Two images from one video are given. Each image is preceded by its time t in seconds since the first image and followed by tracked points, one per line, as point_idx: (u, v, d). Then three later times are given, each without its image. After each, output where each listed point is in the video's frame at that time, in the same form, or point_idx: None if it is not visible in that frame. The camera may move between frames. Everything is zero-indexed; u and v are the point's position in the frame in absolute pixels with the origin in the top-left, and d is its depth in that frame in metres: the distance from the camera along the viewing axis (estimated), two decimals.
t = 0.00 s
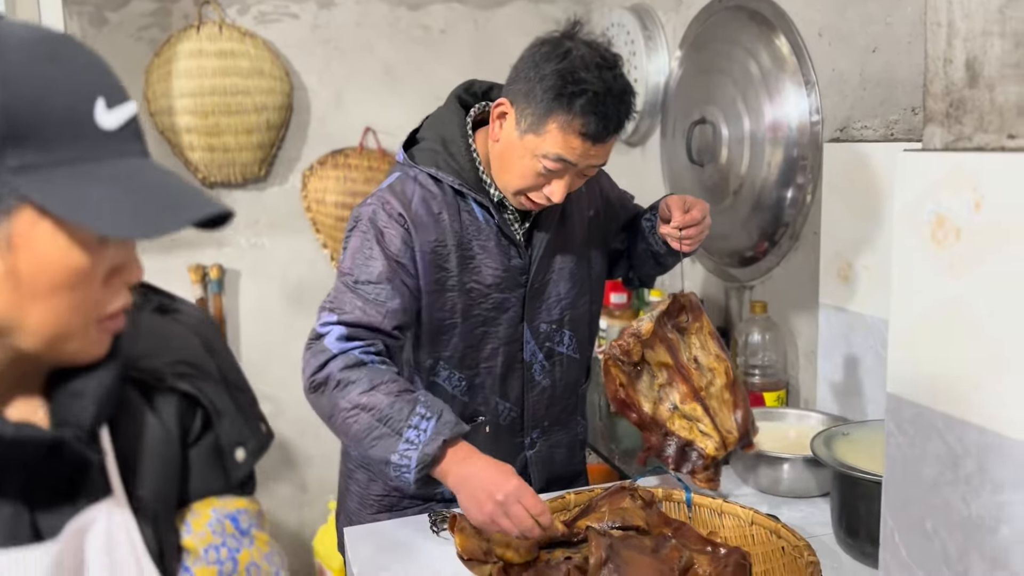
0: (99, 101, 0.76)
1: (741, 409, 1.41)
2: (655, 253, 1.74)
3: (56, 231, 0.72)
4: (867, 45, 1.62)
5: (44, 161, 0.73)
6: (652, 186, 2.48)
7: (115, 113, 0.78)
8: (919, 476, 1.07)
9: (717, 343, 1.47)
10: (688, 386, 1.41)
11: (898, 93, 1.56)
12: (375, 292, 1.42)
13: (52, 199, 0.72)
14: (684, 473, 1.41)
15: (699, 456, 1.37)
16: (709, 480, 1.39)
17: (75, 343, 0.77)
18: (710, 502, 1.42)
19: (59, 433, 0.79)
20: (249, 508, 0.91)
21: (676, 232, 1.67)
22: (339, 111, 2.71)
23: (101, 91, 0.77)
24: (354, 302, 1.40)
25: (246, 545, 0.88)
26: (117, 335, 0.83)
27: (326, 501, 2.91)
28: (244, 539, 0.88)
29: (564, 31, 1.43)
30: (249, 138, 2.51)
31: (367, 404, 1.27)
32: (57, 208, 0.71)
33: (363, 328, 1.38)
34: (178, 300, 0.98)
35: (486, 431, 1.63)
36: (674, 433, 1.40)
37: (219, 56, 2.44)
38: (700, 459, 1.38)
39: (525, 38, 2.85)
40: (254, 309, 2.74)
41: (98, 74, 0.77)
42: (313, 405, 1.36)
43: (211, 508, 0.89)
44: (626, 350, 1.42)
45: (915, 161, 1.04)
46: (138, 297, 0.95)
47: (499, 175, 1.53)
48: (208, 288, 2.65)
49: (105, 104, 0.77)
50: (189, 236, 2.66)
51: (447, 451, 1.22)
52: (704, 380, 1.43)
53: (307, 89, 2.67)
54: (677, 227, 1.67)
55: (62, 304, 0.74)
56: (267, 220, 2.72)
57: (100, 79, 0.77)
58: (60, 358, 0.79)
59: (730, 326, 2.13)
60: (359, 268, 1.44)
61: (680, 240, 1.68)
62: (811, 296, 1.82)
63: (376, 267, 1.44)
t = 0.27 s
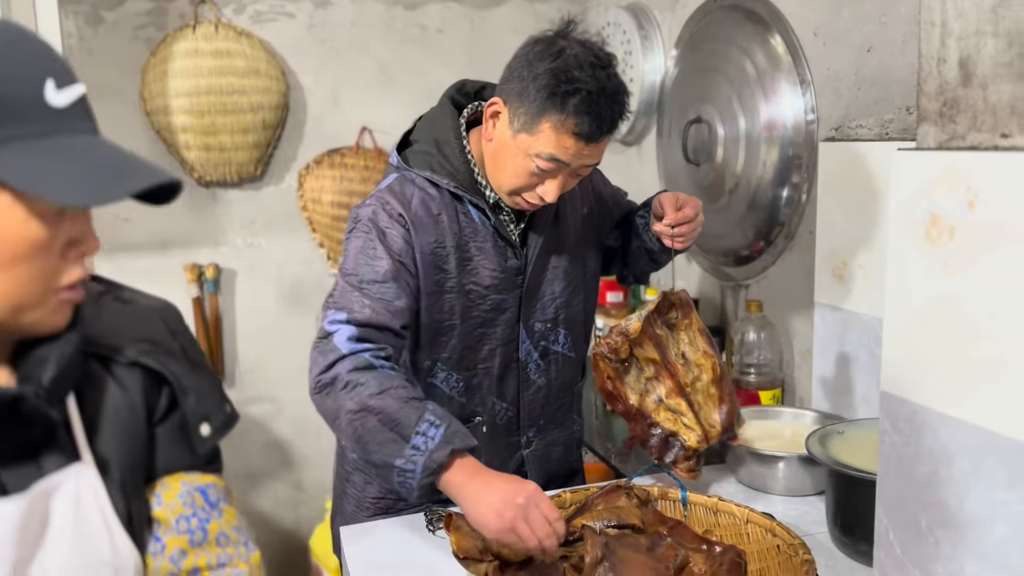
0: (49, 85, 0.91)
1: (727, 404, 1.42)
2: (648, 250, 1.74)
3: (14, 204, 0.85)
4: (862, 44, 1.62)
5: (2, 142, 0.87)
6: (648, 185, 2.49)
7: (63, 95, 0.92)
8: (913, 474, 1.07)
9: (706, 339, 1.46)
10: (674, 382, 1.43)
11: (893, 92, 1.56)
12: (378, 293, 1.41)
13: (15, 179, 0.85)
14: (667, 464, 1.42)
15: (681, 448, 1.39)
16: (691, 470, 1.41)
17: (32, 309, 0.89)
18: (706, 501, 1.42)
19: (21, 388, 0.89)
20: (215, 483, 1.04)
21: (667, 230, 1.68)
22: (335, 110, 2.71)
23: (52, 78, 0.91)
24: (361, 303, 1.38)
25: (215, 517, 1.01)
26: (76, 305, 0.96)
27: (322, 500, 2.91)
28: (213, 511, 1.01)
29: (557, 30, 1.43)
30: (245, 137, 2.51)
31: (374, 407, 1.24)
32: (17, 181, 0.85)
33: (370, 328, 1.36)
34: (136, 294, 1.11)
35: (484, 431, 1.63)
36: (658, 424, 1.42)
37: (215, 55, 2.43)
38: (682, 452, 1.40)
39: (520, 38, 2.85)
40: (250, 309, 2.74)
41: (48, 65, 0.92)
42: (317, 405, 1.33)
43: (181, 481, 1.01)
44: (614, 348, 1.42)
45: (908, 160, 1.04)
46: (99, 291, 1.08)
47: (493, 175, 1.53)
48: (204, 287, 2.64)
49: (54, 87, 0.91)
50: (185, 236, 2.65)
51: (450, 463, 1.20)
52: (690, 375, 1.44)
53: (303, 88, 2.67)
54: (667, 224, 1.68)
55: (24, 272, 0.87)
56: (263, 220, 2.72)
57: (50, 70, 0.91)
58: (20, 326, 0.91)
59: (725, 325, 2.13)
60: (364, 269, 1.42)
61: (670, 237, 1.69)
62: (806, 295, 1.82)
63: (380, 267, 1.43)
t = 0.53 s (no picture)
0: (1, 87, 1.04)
1: (711, 404, 1.44)
2: (641, 250, 1.74)
3: None
4: (857, 44, 1.63)
5: None
6: (645, 185, 2.49)
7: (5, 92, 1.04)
8: (909, 473, 1.07)
9: (692, 340, 1.48)
10: (662, 382, 1.43)
11: (888, 91, 1.56)
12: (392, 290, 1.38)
13: None
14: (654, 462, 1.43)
15: (668, 446, 1.40)
16: (677, 469, 1.42)
17: None
18: (702, 500, 1.42)
19: None
20: (190, 463, 1.31)
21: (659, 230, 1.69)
22: (332, 109, 2.71)
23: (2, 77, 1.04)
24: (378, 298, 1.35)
25: (190, 493, 1.27)
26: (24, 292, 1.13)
27: (320, 500, 2.91)
28: (188, 486, 1.27)
29: (552, 27, 1.43)
30: (242, 137, 2.51)
31: (396, 405, 1.21)
32: None
33: (388, 323, 1.33)
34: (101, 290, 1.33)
35: (484, 432, 1.63)
36: (646, 423, 1.42)
37: (211, 55, 2.43)
38: (668, 450, 1.40)
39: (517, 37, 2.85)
40: (247, 309, 2.74)
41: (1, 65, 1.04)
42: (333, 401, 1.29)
43: (159, 461, 1.27)
44: (606, 350, 1.41)
45: (903, 160, 1.05)
46: (62, 285, 1.29)
47: (488, 174, 1.53)
48: (201, 287, 2.64)
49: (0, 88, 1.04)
50: (182, 236, 2.65)
51: (471, 469, 1.15)
52: (677, 375, 1.45)
53: (300, 88, 2.67)
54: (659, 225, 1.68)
55: None
56: (261, 219, 2.72)
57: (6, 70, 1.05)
58: None
59: (722, 324, 2.13)
60: (377, 265, 1.39)
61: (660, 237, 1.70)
62: (803, 294, 1.83)
63: (392, 264, 1.41)
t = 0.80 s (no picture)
0: None
1: (708, 408, 1.44)
2: (637, 250, 1.75)
3: None
4: (853, 44, 1.63)
5: None
6: (643, 185, 2.49)
7: None
8: (905, 473, 1.07)
9: (685, 343, 1.48)
10: (659, 386, 1.43)
11: (884, 92, 1.57)
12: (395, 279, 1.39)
13: None
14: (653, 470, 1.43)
15: (667, 454, 1.40)
16: (677, 477, 1.42)
17: None
18: (699, 499, 1.42)
19: None
20: (170, 452, 1.36)
21: (653, 232, 1.69)
22: (329, 110, 2.71)
23: None
24: (382, 283, 1.36)
25: (176, 480, 1.33)
26: None
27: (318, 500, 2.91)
28: (173, 472, 1.34)
29: (550, 25, 1.44)
30: (239, 138, 2.51)
31: (400, 386, 1.22)
32: None
33: (391, 310, 1.34)
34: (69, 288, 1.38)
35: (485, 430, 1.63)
36: (644, 433, 1.42)
37: (209, 56, 2.44)
38: (668, 458, 1.41)
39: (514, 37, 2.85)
40: (245, 309, 2.74)
41: None
42: (329, 375, 1.28)
43: (142, 452, 1.33)
44: (601, 351, 1.42)
45: (898, 162, 1.05)
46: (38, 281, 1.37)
47: (487, 172, 1.53)
48: (199, 287, 2.64)
49: None
50: (180, 237, 2.65)
51: (471, 459, 1.17)
52: (673, 379, 1.45)
53: (297, 89, 2.67)
54: (652, 227, 1.68)
55: None
56: (258, 220, 2.72)
57: None
58: None
59: (719, 324, 2.13)
60: (381, 255, 1.40)
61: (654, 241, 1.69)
62: (799, 294, 1.83)
63: (396, 254, 1.42)
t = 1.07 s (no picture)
0: None
1: (708, 407, 1.42)
2: (633, 253, 1.76)
3: None
4: (851, 45, 1.63)
5: None
6: (641, 186, 2.49)
7: None
8: (902, 473, 1.07)
9: (687, 342, 1.47)
10: (657, 384, 1.43)
11: (881, 93, 1.57)
12: (387, 263, 1.39)
13: None
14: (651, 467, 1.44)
15: (664, 452, 1.41)
16: (675, 474, 1.42)
17: None
18: (696, 500, 1.43)
19: None
20: (154, 441, 1.74)
21: (650, 231, 1.69)
22: (328, 111, 2.72)
23: None
24: (372, 265, 1.35)
25: (162, 465, 1.70)
26: None
27: (317, 501, 2.91)
28: (160, 459, 1.71)
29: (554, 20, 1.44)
30: (238, 139, 2.51)
31: (384, 360, 1.21)
32: None
33: (379, 290, 1.34)
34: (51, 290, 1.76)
35: (484, 427, 1.63)
36: (642, 429, 1.43)
37: (208, 57, 2.44)
38: (665, 455, 1.41)
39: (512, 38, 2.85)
40: (244, 310, 2.74)
41: None
42: (306, 352, 1.26)
43: (130, 441, 1.71)
44: (598, 350, 1.42)
45: (894, 162, 1.05)
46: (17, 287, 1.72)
47: (490, 166, 1.53)
48: (198, 289, 2.64)
49: None
50: (178, 238, 2.65)
51: (455, 432, 1.17)
52: (672, 377, 1.44)
53: (296, 90, 2.67)
54: (650, 225, 1.69)
55: None
56: (257, 221, 2.72)
57: None
58: None
59: (717, 324, 2.14)
60: (374, 239, 1.40)
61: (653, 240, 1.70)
62: (797, 295, 1.83)
63: (392, 240, 1.42)
